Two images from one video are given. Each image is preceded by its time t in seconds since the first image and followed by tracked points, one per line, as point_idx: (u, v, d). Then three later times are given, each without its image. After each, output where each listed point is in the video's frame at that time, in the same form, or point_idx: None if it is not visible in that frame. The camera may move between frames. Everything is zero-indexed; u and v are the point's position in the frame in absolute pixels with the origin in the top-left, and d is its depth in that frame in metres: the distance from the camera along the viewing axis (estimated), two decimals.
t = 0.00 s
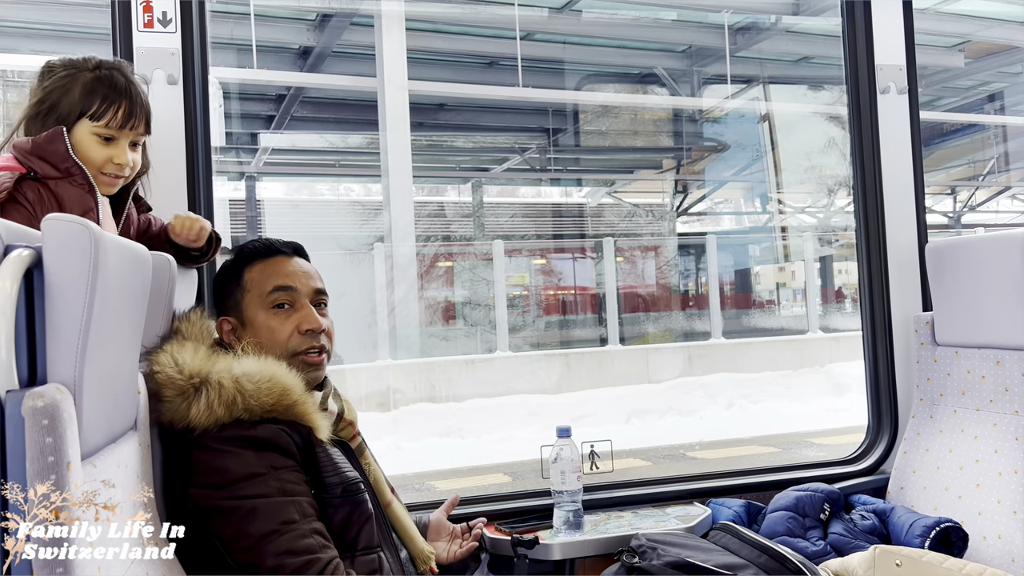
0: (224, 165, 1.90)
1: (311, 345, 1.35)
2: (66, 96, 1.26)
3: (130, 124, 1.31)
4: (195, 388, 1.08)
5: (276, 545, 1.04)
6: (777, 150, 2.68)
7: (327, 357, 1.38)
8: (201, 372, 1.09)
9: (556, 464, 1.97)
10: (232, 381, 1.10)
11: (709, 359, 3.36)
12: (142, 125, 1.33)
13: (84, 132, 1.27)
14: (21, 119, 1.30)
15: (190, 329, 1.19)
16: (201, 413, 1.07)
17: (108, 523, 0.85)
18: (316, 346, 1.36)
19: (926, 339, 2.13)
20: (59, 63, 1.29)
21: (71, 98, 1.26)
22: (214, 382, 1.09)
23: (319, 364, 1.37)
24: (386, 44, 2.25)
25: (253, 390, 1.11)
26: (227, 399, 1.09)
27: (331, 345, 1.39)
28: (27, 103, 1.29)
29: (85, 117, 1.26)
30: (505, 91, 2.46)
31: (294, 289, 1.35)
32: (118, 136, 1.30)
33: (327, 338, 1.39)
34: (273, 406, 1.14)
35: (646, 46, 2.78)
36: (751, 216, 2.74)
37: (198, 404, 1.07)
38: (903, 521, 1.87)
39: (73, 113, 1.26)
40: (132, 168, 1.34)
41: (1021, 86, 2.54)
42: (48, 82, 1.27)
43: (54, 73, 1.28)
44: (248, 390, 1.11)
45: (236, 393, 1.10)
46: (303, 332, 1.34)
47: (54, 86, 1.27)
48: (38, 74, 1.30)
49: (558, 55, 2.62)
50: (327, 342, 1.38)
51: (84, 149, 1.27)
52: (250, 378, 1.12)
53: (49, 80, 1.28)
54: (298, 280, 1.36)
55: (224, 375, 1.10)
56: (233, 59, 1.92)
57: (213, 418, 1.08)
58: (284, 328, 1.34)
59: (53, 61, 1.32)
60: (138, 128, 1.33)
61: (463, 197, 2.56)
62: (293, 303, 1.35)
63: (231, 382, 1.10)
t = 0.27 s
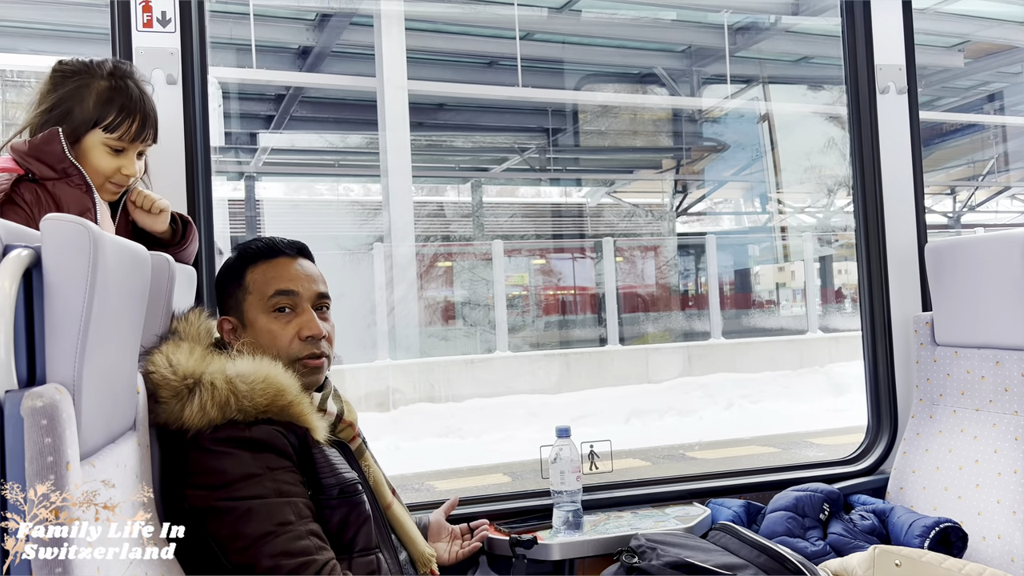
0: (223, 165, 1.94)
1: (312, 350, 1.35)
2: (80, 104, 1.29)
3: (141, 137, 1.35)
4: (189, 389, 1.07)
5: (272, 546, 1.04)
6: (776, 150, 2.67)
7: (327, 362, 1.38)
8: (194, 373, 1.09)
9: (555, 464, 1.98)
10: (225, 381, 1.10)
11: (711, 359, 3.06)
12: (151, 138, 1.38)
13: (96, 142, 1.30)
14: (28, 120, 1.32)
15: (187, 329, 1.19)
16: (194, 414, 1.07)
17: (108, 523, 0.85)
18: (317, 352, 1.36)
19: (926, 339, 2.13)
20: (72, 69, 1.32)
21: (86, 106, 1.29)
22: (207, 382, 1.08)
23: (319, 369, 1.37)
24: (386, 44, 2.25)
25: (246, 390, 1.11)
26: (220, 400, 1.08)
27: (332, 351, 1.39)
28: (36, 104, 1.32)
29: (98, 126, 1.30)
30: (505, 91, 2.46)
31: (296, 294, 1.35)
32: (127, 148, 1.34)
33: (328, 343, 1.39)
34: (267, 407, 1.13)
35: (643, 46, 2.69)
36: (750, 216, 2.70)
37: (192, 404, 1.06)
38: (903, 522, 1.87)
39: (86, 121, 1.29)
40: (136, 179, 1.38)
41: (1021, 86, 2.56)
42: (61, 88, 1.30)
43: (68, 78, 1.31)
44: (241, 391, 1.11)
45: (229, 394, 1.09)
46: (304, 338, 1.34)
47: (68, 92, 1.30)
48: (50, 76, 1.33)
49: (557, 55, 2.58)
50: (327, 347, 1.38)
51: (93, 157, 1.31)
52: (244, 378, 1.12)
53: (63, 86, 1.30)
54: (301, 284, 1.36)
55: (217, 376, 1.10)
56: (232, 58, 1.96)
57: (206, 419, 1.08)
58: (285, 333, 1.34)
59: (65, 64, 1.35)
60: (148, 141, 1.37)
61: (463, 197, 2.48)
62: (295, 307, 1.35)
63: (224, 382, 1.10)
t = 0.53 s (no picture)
0: (223, 165, 1.96)
1: (309, 346, 1.35)
2: (83, 104, 1.29)
3: (143, 139, 1.35)
4: (192, 388, 1.07)
5: (273, 545, 1.04)
6: (776, 150, 2.65)
7: (324, 357, 1.39)
8: (197, 372, 1.08)
9: (555, 463, 2.00)
10: (228, 380, 1.10)
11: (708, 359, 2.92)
12: (154, 139, 1.38)
13: (98, 143, 1.30)
14: (30, 120, 1.32)
15: (186, 328, 1.19)
16: (197, 413, 1.06)
17: (108, 523, 0.85)
18: (314, 348, 1.36)
19: (925, 339, 2.14)
20: (76, 69, 1.32)
21: (89, 107, 1.29)
22: (210, 381, 1.08)
23: (317, 364, 1.37)
24: (386, 45, 2.25)
25: (249, 389, 1.11)
26: (222, 399, 1.08)
27: (329, 346, 1.40)
28: (39, 104, 1.32)
29: (100, 128, 1.30)
30: (505, 91, 2.46)
31: (292, 290, 1.35)
32: (130, 150, 1.34)
33: (325, 339, 1.39)
34: (270, 406, 1.13)
35: (643, 47, 2.67)
36: (750, 216, 2.68)
37: (195, 403, 1.06)
38: (902, 521, 1.87)
39: (89, 122, 1.29)
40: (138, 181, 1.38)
41: (1020, 86, 2.56)
42: (64, 89, 1.30)
43: (72, 79, 1.31)
44: (244, 390, 1.10)
45: (233, 393, 1.09)
46: (301, 333, 1.34)
47: (71, 93, 1.30)
48: (53, 77, 1.33)
49: (556, 55, 2.57)
50: (323, 344, 1.38)
51: (95, 158, 1.31)
52: (247, 377, 1.12)
53: (66, 86, 1.30)
54: (297, 280, 1.36)
55: (220, 375, 1.10)
56: (231, 58, 1.98)
57: (209, 418, 1.07)
58: (282, 329, 1.34)
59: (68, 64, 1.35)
60: (150, 142, 1.37)
61: (462, 197, 2.46)
62: (292, 304, 1.36)
63: (227, 380, 1.10)
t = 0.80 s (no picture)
0: (222, 165, 1.95)
1: (308, 345, 1.35)
2: (83, 105, 1.29)
3: (143, 139, 1.35)
4: (191, 387, 1.07)
5: (272, 545, 1.04)
6: (774, 150, 2.65)
7: (324, 357, 1.38)
8: (196, 372, 1.09)
9: (553, 463, 1.96)
10: (228, 380, 1.10)
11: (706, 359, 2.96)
12: (153, 140, 1.38)
13: (98, 143, 1.30)
14: (30, 120, 1.31)
15: (184, 328, 1.19)
16: (197, 412, 1.06)
17: (108, 523, 0.85)
18: (313, 347, 1.36)
19: (923, 339, 2.14)
20: (76, 70, 1.32)
21: (88, 108, 1.29)
22: (210, 380, 1.08)
23: (316, 363, 1.37)
24: (384, 44, 2.24)
25: (249, 389, 1.11)
26: (222, 399, 1.08)
27: (327, 345, 1.39)
28: (38, 105, 1.31)
29: (100, 129, 1.30)
30: (505, 91, 2.46)
31: (292, 290, 1.35)
32: (129, 150, 1.34)
33: (324, 338, 1.39)
34: (269, 406, 1.13)
35: (642, 46, 2.68)
36: (749, 216, 2.69)
37: (194, 403, 1.06)
38: (900, 521, 1.87)
39: (88, 123, 1.29)
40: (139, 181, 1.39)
41: (1019, 86, 2.57)
42: (64, 90, 1.30)
43: (71, 79, 1.31)
44: (244, 389, 1.11)
45: (232, 392, 1.09)
46: (301, 333, 1.34)
47: (71, 93, 1.29)
48: (52, 77, 1.32)
49: (556, 55, 2.56)
50: (322, 343, 1.38)
51: (95, 159, 1.31)
52: (246, 377, 1.12)
53: (66, 87, 1.30)
54: (296, 280, 1.36)
55: (220, 375, 1.10)
56: (230, 58, 1.97)
57: (209, 418, 1.07)
58: (281, 328, 1.33)
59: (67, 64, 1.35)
60: (150, 142, 1.37)
61: (461, 196, 2.46)
62: (291, 304, 1.36)
63: (227, 380, 1.10)
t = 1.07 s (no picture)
0: (220, 164, 1.94)
1: (330, 346, 1.37)
2: (87, 105, 1.29)
3: (150, 137, 1.35)
4: (191, 388, 1.07)
5: (272, 545, 1.03)
6: (773, 150, 2.65)
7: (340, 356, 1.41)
8: (197, 372, 1.09)
9: (552, 463, 1.96)
10: (228, 380, 1.10)
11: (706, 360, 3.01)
12: (160, 138, 1.37)
13: (104, 143, 1.30)
14: (34, 121, 1.31)
15: (184, 327, 1.18)
16: (197, 412, 1.06)
17: (108, 523, 0.85)
18: (332, 348, 1.38)
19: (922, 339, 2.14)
20: (78, 70, 1.32)
21: (93, 107, 1.29)
22: (209, 380, 1.08)
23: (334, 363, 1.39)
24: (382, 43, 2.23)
25: (249, 389, 1.11)
26: (223, 399, 1.08)
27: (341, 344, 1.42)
28: (41, 107, 1.31)
29: (106, 128, 1.30)
30: (503, 90, 2.46)
31: (314, 292, 1.36)
32: (136, 150, 1.33)
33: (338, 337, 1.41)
34: (270, 405, 1.12)
35: (641, 46, 2.69)
36: (748, 216, 2.69)
37: (194, 403, 1.06)
38: (899, 521, 1.87)
39: (93, 122, 1.29)
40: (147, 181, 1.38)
41: (1018, 86, 2.57)
42: (67, 91, 1.30)
43: (74, 80, 1.31)
44: (244, 389, 1.10)
45: (232, 392, 1.09)
46: (325, 335, 1.35)
47: (75, 94, 1.29)
48: (55, 78, 1.32)
49: (555, 54, 2.57)
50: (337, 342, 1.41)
51: (100, 157, 1.30)
52: (246, 377, 1.12)
53: (69, 88, 1.30)
54: (315, 282, 1.37)
55: (220, 375, 1.10)
56: (229, 58, 1.96)
57: (209, 418, 1.07)
58: (306, 330, 1.34)
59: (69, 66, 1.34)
60: (156, 141, 1.37)
61: (460, 196, 2.47)
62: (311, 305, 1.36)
63: (226, 380, 1.10)
